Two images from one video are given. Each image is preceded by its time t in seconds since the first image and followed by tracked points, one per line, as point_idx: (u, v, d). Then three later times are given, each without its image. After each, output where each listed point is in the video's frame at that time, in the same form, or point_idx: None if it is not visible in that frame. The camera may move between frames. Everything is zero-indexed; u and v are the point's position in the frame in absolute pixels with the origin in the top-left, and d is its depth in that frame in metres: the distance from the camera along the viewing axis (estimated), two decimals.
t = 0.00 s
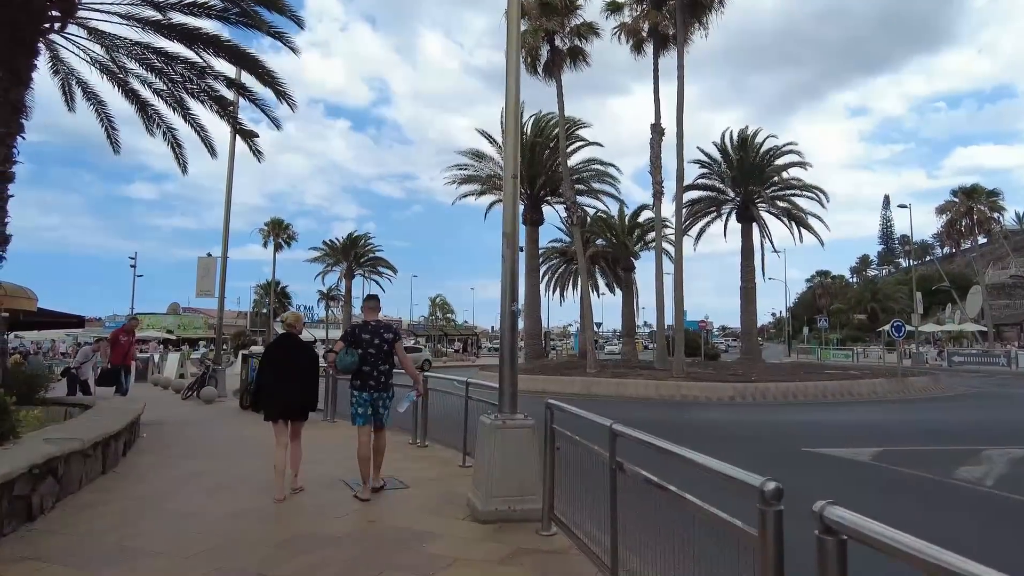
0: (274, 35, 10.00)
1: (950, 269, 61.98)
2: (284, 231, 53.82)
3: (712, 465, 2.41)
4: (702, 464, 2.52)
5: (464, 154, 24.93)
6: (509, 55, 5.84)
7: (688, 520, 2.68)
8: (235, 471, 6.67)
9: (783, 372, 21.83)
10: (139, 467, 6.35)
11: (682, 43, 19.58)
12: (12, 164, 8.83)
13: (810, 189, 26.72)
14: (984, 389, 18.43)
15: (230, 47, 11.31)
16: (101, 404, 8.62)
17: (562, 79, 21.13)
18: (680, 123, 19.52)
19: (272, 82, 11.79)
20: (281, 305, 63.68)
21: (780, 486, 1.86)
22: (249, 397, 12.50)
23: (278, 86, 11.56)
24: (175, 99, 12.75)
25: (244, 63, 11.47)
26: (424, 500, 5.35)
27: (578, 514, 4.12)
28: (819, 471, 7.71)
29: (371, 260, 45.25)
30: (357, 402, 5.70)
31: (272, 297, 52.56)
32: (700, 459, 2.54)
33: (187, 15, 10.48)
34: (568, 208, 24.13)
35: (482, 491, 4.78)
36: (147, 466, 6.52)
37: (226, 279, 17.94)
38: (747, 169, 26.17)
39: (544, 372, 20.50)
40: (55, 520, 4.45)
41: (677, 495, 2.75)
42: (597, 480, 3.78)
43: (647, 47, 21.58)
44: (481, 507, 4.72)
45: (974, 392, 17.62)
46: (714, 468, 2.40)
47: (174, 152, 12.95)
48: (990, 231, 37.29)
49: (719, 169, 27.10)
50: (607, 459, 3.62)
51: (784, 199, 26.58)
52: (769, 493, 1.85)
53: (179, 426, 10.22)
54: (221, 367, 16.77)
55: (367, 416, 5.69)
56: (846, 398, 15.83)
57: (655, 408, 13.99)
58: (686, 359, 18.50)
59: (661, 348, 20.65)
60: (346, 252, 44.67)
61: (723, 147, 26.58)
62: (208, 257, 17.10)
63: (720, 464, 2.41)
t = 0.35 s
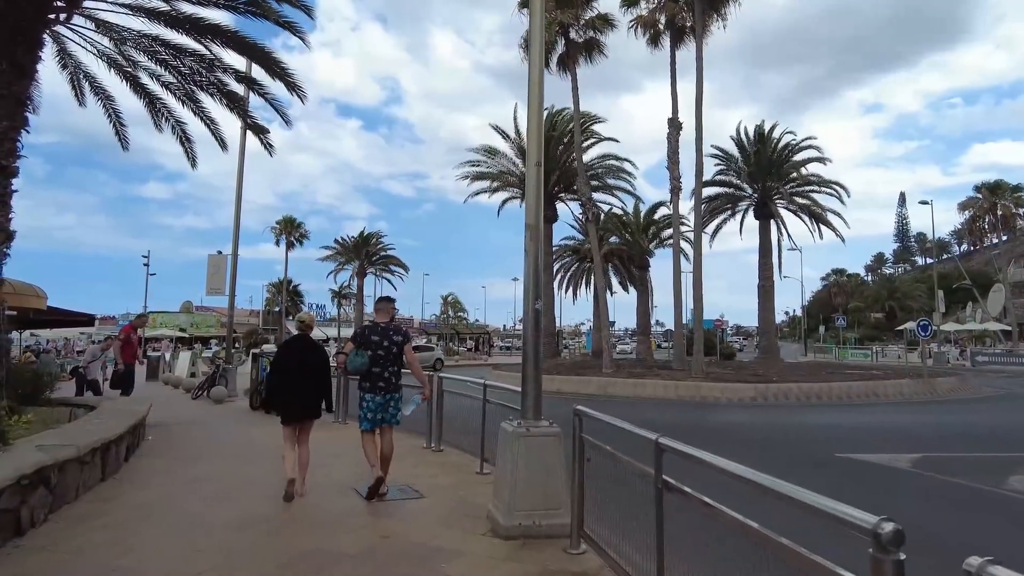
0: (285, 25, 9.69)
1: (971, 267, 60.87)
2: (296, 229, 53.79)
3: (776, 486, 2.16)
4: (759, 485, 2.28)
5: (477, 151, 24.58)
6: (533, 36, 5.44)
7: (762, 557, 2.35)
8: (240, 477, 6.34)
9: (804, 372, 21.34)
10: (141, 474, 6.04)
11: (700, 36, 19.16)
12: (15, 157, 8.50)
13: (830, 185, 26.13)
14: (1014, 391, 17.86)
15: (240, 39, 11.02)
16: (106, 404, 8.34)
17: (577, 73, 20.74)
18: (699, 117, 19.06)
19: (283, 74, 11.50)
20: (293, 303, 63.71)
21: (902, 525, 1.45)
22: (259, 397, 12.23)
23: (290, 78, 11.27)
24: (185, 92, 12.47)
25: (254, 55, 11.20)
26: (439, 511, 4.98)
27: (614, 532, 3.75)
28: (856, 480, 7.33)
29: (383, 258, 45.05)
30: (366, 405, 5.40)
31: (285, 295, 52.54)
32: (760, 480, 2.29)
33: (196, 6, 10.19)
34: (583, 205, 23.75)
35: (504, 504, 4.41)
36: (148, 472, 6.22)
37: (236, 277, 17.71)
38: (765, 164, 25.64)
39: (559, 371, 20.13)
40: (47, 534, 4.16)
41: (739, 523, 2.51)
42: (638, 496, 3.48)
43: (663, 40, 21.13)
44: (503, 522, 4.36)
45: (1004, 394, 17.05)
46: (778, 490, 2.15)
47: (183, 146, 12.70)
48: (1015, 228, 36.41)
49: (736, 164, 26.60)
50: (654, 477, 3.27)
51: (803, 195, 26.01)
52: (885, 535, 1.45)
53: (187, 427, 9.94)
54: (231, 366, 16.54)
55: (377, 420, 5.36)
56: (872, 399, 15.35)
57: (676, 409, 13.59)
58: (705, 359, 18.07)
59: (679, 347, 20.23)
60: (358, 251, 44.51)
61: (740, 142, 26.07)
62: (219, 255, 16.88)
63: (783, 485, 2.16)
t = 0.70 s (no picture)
0: (289, 13, 9.40)
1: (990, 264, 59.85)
2: (307, 229, 53.79)
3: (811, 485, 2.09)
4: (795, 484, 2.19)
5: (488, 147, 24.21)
6: (549, 11, 5.08)
7: None
8: (242, 481, 6.00)
9: (823, 371, 20.85)
10: (138, 478, 5.72)
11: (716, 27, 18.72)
12: (16, 151, 8.12)
13: (847, 180, 25.62)
14: None
15: (244, 30, 10.73)
16: (107, 404, 8.08)
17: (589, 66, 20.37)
18: (716, 111, 18.60)
19: (289, 66, 11.18)
20: (303, 304, 63.64)
21: None
22: (266, 397, 11.98)
23: (296, 70, 10.97)
24: (189, 87, 12.18)
25: (260, 45, 10.88)
26: (453, 519, 4.65)
27: (643, 543, 3.40)
28: (891, 484, 6.95)
29: (394, 257, 44.86)
30: (363, 401, 5.31)
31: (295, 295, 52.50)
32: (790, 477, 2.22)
33: None
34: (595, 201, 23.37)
35: (522, 512, 4.07)
36: (143, 475, 5.90)
37: (244, 275, 17.46)
38: (780, 159, 25.13)
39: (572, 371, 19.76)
40: (23, 544, 3.84)
41: (753, 514, 2.41)
42: (665, 501, 3.21)
43: (677, 32, 20.70)
44: (520, 532, 4.01)
45: None
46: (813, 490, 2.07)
47: (188, 141, 12.44)
48: None
49: (751, 159, 26.12)
50: (695, 485, 2.92)
51: (819, 190, 25.49)
52: None
53: (192, 428, 9.63)
54: (238, 366, 16.28)
55: (374, 417, 5.28)
56: (897, 399, 14.87)
57: (693, 409, 13.20)
58: (722, 357, 17.65)
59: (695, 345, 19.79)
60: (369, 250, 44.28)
61: (755, 136, 25.59)
62: (226, 253, 16.67)
63: (831, 488, 1.99)
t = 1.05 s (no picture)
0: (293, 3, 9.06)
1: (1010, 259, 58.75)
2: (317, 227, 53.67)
3: (853, 508, 1.82)
4: (840, 509, 1.89)
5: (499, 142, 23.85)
6: None
7: None
8: (241, 492, 5.67)
9: (843, 369, 20.33)
10: (130, 487, 5.40)
11: (733, 17, 18.24)
12: (15, 146, 7.75)
13: (866, 174, 25.04)
14: None
15: (247, 22, 10.42)
16: (108, 408, 7.82)
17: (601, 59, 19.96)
18: (732, 104, 18.13)
19: (293, 59, 10.86)
20: (314, 302, 63.56)
21: None
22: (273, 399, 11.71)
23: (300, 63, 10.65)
24: (193, 82, 11.91)
25: (264, 35, 10.55)
26: (464, 537, 4.31)
27: (674, 565, 3.04)
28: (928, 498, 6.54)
29: (404, 255, 44.62)
30: (356, 402, 5.05)
31: (306, 294, 52.41)
32: (827, 498, 1.94)
33: None
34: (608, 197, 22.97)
35: (540, 531, 3.72)
36: (139, 485, 5.60)
37: (252, 274, 17.20)
38: (797, 152, 24.57)
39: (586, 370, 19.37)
40: None
41: (792, 540, 2.08)
42: (701, 520, 2.88)
43: (692, 23, 20.20)
44: (537, 553, 3.67)
45: None
46: (862, 517, 1.79)
47: (192, 137, 12.18)
48: None
49: (767, 153, 25.59)
50: (737, 509, 2.56)
51: (837, 184, 24.93)
52: None
53: (196, 431, 9.36)
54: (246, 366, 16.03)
55: (367, 419, 5.00)
56: (922, 399, 14.38)
57: (712, 410, 12.78)
58: (740, 355, 17.20)
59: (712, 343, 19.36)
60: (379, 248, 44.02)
61: (771, 129, 25.06)
62: (234, 251, 16.42)
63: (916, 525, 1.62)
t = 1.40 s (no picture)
0: None
1: None
2: (329, 225, 53.55)
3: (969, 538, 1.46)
4: (941, 538, 1.54)
5: (511, 137, 23.45)
6: None
7: None
8: (245, 496, 5.37)
9: (864, 368, 19.84)
10: (127, 493, 5.09)
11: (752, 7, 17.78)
12: (16, 137, 7.47)
13: (886, 168, 24.49)
14: None
15: (255, 9, 10.11)
16: (111, 406, 7.56)
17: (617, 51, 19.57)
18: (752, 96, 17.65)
19: (302, 47, 10.54)
20: (326, 300, 63.49)
21: None
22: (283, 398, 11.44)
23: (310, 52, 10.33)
24: (200, 73, 11.63)
25: (272, 23, 10.24)
26: (482, 551, 3.96)
27: None
28: (974, 507, 6.13)
29: (415, 252, 44.39)
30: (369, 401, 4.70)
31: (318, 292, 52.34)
32: (924, 524, 1.59)
33: None
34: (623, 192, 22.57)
35: (568, 546, 3.38)
36: (138, 490, 5.30)
37: (263, 270, 16.95)
38: (816, 147, 24.03)
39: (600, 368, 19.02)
40: None
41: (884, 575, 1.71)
42: (752, 538, 2.53)
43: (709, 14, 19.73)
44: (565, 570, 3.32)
45: None
46: (984, 552, 1.42)
47: (200, 130, 11.92)
48: None
49: (784, 147, 25.07)
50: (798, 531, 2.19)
51: (856, 179, 24.39)
52: None
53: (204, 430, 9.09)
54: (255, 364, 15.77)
55: (382, 419, 4.65)
56: (950, 399, 13.90)
57: (734, 410, 12.38)
58: (759, 353, 16.76)
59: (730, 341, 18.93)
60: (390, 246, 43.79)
61: (789, 122, 24.52)
62: (244, 247, 16.18)
63: None
